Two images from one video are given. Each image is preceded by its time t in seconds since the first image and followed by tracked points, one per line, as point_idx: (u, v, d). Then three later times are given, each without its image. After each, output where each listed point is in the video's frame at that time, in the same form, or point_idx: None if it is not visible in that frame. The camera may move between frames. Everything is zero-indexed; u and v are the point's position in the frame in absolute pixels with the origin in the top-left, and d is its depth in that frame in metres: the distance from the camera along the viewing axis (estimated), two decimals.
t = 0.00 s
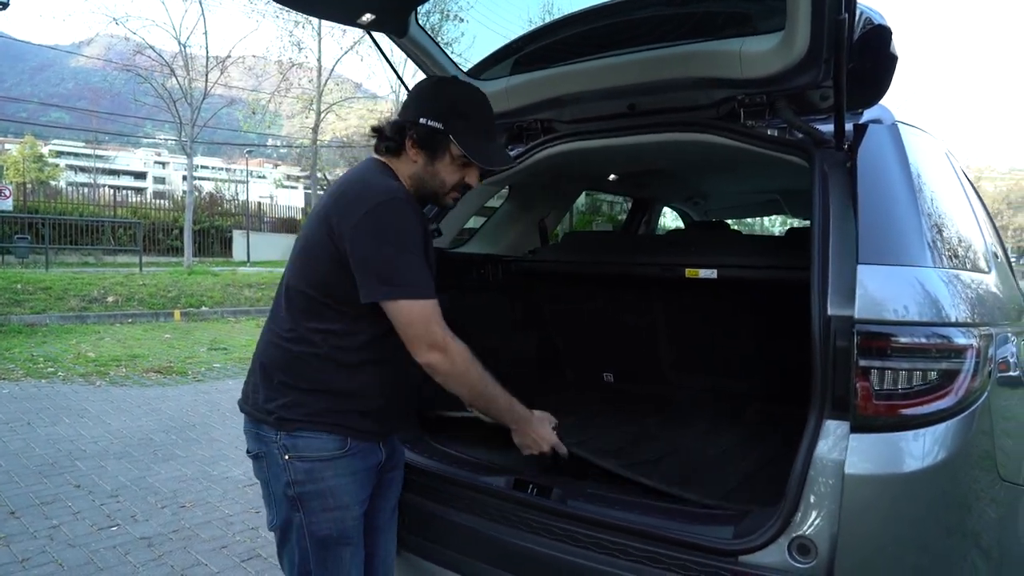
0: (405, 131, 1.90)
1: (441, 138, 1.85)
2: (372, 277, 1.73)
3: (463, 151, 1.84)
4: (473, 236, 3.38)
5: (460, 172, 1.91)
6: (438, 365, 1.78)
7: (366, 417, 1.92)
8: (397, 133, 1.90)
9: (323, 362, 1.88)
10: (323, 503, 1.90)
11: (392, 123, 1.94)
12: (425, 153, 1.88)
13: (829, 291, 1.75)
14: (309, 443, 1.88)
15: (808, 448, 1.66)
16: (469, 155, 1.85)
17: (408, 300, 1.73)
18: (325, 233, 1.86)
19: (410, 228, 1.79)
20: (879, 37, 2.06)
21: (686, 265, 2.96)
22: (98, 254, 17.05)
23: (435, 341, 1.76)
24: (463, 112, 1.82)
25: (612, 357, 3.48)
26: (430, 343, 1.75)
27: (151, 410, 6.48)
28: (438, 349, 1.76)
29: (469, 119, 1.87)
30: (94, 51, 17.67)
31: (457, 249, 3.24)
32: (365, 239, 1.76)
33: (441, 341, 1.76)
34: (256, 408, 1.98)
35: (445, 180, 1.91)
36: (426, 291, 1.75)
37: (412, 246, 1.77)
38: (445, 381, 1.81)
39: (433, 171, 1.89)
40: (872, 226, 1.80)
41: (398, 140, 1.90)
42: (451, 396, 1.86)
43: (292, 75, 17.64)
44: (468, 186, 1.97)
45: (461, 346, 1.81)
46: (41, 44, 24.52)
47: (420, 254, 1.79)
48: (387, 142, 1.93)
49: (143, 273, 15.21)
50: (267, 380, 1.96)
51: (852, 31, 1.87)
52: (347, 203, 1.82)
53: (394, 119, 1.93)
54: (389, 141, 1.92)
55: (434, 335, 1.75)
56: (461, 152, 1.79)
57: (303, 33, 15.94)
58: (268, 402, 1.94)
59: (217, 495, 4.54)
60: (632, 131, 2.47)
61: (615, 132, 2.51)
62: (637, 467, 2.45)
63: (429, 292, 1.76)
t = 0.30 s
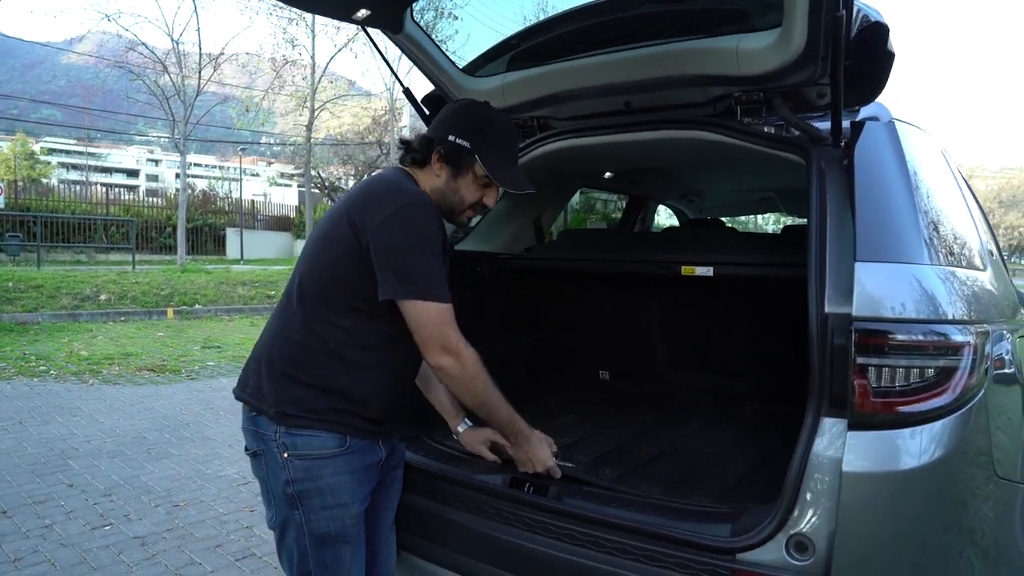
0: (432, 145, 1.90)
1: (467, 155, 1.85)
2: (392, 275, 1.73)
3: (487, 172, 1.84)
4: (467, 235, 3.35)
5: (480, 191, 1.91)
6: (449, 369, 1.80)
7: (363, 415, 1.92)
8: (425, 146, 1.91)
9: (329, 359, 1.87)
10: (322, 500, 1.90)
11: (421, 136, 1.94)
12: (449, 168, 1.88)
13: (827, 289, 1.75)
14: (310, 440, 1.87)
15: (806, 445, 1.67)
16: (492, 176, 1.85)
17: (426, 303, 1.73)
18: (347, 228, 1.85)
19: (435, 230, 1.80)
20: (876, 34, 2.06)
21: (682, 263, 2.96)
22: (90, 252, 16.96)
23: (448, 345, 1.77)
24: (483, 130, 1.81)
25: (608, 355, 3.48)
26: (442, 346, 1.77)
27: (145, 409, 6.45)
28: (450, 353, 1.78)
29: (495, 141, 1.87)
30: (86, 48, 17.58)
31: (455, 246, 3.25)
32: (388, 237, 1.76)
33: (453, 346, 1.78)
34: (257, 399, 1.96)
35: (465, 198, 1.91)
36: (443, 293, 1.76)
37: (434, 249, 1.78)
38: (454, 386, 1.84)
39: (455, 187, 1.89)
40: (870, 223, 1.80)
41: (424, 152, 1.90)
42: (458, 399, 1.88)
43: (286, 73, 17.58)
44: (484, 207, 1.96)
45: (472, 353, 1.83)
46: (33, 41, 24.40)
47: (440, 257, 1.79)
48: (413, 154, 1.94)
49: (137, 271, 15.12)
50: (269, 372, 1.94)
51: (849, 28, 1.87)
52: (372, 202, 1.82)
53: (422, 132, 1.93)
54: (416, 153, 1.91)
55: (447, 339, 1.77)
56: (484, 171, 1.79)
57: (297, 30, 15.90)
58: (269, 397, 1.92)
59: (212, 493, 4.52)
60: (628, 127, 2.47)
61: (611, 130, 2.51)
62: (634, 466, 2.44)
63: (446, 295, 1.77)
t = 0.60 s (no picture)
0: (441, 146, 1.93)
1: (474, 153, 1.86)
2: (397, 269, 1.73)
3: (492, 169, 1.83)
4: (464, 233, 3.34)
5: (486, 191, 1.90)
6: (439, 366, 1.80)
7: (361, 414, 1.89)
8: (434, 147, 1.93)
9: (335, 355, 1.86)
10: (319, 499, 1.88)
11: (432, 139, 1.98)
12: (456, 166, 1.89)
13: (826, 286, 1.74)
14: (309, 436, 1.86)
15: (805, 442, 1.66)
16: (498, 173, 1.84)
17: (418, 299, 1.73)
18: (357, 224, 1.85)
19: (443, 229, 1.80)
20: (875, 31, 2.04)
21: (679, 261, 2.94)
22: (84, 251, 16.89)
23: (437, 343, 1.77)
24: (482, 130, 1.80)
25: (605, 354, 3.46)
26: (431, 343, 1.77)
27: (139, 408, 6.43)
28: (441, 350, 1.78)
29: (503, 141, 1.87)
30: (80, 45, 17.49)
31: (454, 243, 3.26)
32: (397, 232, 1.75)
33: (444, 343, 1.77)
34: (257, 394, 1.94)
35: (472, 196, 1.91)
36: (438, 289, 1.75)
37: (440, 248, 1.78)
38: (445, 382, 1.83)
39: (461, 185, 1.89)
40: (868, 221, 1.79)
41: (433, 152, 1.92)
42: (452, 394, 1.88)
43: (281, 70, 17.51)
44: (491, 209, 1.95)
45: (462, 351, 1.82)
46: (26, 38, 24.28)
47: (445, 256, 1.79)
48: (423, 156, 1.97)
49: (131, 269, 15.05)
50: (273, 367, 1.91)
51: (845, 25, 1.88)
52: (383, 199, 1.82)
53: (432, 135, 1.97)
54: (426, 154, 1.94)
55: (436, 337, 1.76)
56: (487, 166, 1.79)
57: (292, 28, 15.85)
58: (271, 391, 1.90)
59: (206, 493, 4.50)
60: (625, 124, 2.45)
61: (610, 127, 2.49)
62: (631, 466, 2.43)
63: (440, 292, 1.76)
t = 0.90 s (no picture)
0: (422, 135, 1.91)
1: (455, 134, 1.84)
2: (387, 263, 1.70)
3: (476, 148, 1.82)
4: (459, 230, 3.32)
5: (471, 173, 1.88)
6: (433, 361, 1.76)
7: (352, 415, 1.86)
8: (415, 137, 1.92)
9: (326, 353, 1.83)
10: (308, 498, 1.85)
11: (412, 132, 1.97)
12: (438, 151, 1.87)
13: (823, 284, 1.70)
14: (300, 435, 1.82)
15: (802, 443, 1.63)
16: (481, 152, 1.83)
17: (411, 292, 1.70)
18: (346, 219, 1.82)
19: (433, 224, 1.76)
20: (874, 24, 2.00)
21: (675, 259, 2.91)
22: (80, 248, 16.83)
23: (431, 337, 1.73)
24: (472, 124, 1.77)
25: (601, 352, 3.44)
26: (425, 337, 1.73)
27: (134, 406, 6.39)
28: (435, 345, 1.74)
29: (486, 126, 1.87)
30: (76, 42, 17.41)
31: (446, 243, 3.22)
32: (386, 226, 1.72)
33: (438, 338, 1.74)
34: (248, 392, 1.91)
35: (456, 179, 1.88)
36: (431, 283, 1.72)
37: (429, 243, 1.74)
38: (440, 378, 1.79)
39: (445, 169, 1.87)
40: (867, 219, 1.76)
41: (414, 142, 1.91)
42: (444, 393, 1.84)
43: (279, 67, 17.43)
44: (478, 193, 1.93)
45: (455, 346, 1.79)
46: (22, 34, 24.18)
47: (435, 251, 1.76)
48: (404, 149, 1.95)
49: (128, 267, 14.99)
50: (263, 366, 1.89)
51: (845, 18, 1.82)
52: (372, 194, 1.79)
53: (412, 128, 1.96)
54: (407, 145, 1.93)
55: (430, 332, 1.73)
56: (470, 143, 1.77)
57: (289, 25, 15.78)
58: (262, 389, 1.87)
59: (201, 492, 4.47)
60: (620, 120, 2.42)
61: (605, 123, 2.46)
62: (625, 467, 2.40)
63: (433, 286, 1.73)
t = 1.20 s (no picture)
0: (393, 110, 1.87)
1: (427, 111, 1.80)
2: (337, 249, 1.66)
3: (448, 126, 1.79)
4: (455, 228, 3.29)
5: (444, 151, 1.85)
6: (384, 346, 1.69)
7: (338, 415, 1.84)
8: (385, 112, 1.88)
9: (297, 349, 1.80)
10: (290, 498, 1.83)
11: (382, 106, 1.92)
12: (410, 128, 1.82)
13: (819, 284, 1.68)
14: (282, 435, 1.80)
15: (797, 447, 1.60)
16: (454, 129, 1.80)
17: (362, 275, 1.64)
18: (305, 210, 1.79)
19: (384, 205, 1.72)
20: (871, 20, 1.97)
21: (671, 258, 2.88)
22: (79, 247, 16.80)
23: (385, 321, 1.67)
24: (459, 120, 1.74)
25: (596, 352, 3.41)
26: (376, 321, 1.67)
27: (132, 406, 6.37)
28: (387, 328, 1.68)
29: (457, 101, 1.83)
30: (75, 41, 17.38)
31: (440, 242, 3.18)
32: (336, 211, 1.68)
33: (391, 322, 1.67)
34: (225, 393, 1.90)
35: (429, 157, 1.85)
36: (382, 265, 1.66)
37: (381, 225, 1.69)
38: (391, 365, 1.72)
39: (417, 147, 1.83)
40: (864, 217, 1.74)
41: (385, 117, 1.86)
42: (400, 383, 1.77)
43: (277, 66, 17.39)
44: (451, 170, 1.90)
45: (409, 330, 1.71)
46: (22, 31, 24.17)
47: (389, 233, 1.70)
48: (375, 124, 1.90)
49: (127, 266, 14.96)
50: (241, 367, 1.87)
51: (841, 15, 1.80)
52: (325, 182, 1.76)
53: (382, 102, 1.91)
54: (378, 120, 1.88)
55: (384, 315, 1.67)
56: (444, 124, 1.74)
57: (288, 23, 15.74)
58: (241, 391, 1.86)
59: (196, 493, 4.45)
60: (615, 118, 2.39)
61: (600, 121, 2.43)
62: (620, 468, 2.38)
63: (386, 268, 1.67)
